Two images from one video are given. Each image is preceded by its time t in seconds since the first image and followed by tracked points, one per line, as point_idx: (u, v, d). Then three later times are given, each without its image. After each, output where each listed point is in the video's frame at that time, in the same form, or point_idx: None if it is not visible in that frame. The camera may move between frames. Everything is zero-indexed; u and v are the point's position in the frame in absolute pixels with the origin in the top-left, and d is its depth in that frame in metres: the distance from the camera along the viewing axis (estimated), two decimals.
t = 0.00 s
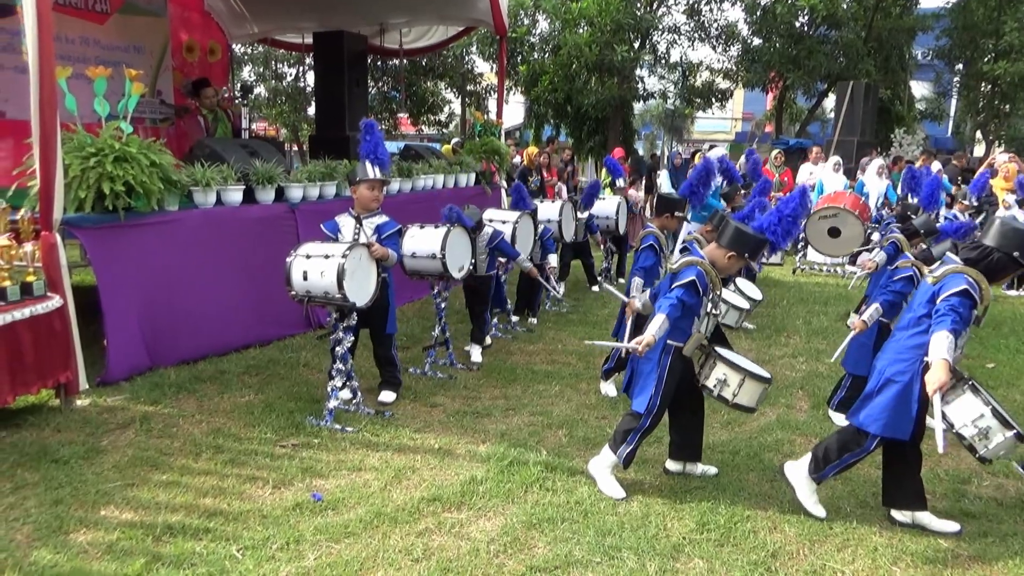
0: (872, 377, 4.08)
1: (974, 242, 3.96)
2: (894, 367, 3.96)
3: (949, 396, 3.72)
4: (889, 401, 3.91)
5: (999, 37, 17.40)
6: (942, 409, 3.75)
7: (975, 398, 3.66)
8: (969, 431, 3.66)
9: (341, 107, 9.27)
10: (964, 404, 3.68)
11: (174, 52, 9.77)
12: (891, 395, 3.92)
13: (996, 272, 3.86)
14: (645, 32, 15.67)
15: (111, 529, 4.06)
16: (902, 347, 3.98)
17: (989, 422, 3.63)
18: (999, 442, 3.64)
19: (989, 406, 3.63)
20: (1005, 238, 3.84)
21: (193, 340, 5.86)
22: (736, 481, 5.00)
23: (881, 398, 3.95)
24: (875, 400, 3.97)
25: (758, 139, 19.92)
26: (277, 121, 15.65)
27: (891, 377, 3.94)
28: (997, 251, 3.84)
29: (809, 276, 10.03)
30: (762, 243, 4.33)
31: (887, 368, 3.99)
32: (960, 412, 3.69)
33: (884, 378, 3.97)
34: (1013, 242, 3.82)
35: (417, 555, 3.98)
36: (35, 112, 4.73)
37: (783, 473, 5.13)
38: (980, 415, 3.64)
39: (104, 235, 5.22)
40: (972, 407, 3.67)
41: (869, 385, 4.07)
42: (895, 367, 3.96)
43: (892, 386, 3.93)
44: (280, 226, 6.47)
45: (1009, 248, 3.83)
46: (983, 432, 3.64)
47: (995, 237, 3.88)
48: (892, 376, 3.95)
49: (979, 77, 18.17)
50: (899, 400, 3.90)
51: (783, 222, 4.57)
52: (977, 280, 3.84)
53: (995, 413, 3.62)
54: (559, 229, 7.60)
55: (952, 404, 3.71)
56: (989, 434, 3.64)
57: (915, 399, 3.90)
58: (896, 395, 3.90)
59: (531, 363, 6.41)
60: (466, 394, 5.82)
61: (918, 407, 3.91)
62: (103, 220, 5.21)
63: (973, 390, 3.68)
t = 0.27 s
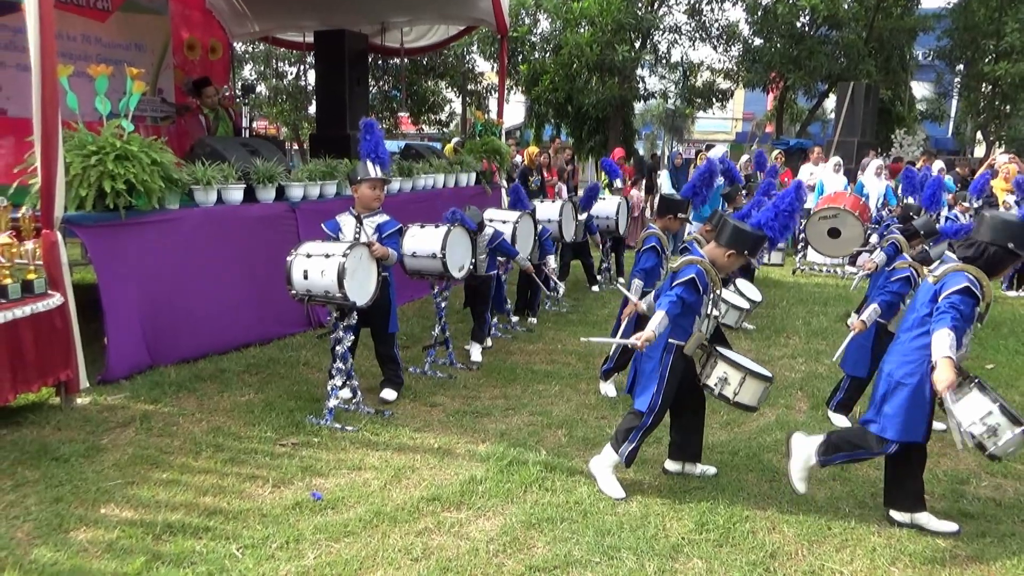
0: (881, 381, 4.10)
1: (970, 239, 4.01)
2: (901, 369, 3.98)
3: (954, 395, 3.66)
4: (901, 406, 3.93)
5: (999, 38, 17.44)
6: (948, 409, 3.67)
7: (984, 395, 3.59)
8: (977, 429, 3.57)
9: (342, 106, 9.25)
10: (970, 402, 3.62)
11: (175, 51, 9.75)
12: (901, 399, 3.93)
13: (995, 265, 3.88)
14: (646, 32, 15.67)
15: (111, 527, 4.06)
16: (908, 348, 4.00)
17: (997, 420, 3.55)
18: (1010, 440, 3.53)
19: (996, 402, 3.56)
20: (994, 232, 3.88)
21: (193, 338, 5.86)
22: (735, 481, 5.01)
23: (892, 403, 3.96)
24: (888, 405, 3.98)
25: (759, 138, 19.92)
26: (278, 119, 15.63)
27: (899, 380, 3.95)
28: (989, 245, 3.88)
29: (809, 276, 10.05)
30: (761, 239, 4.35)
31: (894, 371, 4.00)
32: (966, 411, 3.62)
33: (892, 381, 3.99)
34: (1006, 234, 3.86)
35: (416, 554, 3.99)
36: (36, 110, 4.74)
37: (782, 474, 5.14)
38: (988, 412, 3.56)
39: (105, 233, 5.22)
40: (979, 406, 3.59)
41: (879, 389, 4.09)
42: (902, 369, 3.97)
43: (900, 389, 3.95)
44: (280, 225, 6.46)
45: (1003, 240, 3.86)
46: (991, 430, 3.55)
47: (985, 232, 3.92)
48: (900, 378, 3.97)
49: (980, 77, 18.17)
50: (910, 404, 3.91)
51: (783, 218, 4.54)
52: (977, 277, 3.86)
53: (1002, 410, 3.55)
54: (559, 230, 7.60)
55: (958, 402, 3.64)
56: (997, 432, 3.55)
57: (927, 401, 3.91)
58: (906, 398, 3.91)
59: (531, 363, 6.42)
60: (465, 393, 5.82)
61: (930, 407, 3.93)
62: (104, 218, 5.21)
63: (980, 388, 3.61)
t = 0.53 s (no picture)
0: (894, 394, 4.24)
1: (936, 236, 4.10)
2: (909, 378, 4.11)
3: (965, 395, 4.08)
4: (923, 415, 4.05)
5: (996, 40, 17.46)
6: (966, 407, 4.09)
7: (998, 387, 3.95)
8: (996, 421, 3.96)
9: (338, 107, 9.22)
10: (984, 399, 4.00)
11: (170, 51, 9.74)
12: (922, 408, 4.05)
13: (970, 252, 3.97)
14: (642, 33, 15.67)
15: (105, 530, 4.04)
16: (907, 356, 4.14)
17: (1012, 407, 3.92)
18: None
19: (1007, 393, 3.92)
20: (951, 224, 3.96)
21: (189, 339, 5.85)
22: (732, 483, 5.00)
23: (913, 414, 4.09)
24: (911, 418, 4.10)
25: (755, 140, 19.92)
26: (273, 120, 15.58)
27: (912, 390, 4.09)
28: (953, 240, 3.96)
29: (806, 278, 10.05)
30: (762, 245, 4.31)
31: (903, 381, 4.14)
32: (983, 404, 4.01)
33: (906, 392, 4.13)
34: (966, 223, 3.92)
35: (412, 556, 3.97)
36: (31, 110, 4.71)
37: (779, 476, 5.13)
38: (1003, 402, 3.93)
39: (99, 235, 5.20)
40: (992, 398, 3.97)
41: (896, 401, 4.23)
42: (910, 377, 4.11)
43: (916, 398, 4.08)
44: (276, 226, 6.44)
45: (967, 228, 3.93)
46: (1009, 419, 3.92)
47: (942, 228, 4.01)
48: (911, 387, 4.10)
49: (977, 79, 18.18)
50: (933, 410, 4.04)
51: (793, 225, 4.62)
52: (958, 272, 3.97)
53: (1015, 398, 3.91)
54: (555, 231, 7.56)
55: (973, 398, 4.03)
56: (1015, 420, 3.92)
57: (946, 403, 4.05)
58: (927, 407, 4.03)
59: (528, 365, 6.39)
60: (462, 395, 5.80)
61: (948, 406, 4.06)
62: (99, 219, 5.19)
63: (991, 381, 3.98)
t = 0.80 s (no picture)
0: (908, 403, 4.03)
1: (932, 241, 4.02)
2: (928, 386, 3.92)
3: (987, 396, 3.97)
4: (944, 423, 3.84)
5: (1013, 30, 17.16)
6: (989, 409, 3.97)
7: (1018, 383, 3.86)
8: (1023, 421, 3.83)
9: (329, 102, 9.02)
10: (1006, 399, 3.89)
11: (155, 43, 9.59)
12: (943, 417, 3.84)
13: (974, 246, 3.86)
14: (646, 23, 15.44)
15: (88, 542, 3.84)
16: (925, 363, 3.94)
17: None
18: None
19: None
20: (948, 224, 3.85)
21: (175, 343, 5.64)
22: (740, 491, 4.75)
23: (933, 423, 3.87)
24: (930, 428, 3.89)
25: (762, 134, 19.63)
26: (262, 115, 15.27)
27: (932, 398, 3.89)
28: (953, 239, 3.86)
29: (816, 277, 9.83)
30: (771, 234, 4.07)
31: (920, 390, 3.94)
32: (1007, 405, 3.90)
33: (922, 401, 3.93)
34: (962, 218, 3.82)
35: (408, 569, 3.76)
36: (8, 103, 4.50)
37: (789, 484, 4.90)
38: None
39: (82, 234, 4.99)
40: (1016, 397, 3.87)
41: (910, 411, 4.02)
42: (928, 385, 3.91)
43: (937, 406, 3.87)
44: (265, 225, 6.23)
45: (963, 224, 3.83)
46: None
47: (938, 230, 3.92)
48: (930, 395, 3.91)
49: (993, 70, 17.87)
50: (955, 418, 3.83)
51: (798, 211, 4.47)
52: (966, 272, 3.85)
53: None
54: (556, 230, 7.36)
55: (997, 400, 3.92)
56: None
57: (967, 410, 3.86)
58: (950, 416, 3.83)
59: (527, 369, 6.18)
60: (459, 401, 5.59)
61: (970, 412, 3.88)
62: (81, 218, 4.98)
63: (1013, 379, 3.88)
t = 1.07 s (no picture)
0: (919, 409, 3.73)
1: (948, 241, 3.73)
2: (944, 392, 3.61)
3: (1006, 404, 3.63)
4: (959, 432, 3.56)
5: None
6: (1007, 417, 3.62)
7: None
8: None
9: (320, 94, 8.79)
10: None
11: (136, 32, 9.28)
12: (958, 425, 3.56)
13: (993, 244, 3.56)
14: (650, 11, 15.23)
15: (66, 556, 3.61)
16: (940, 369, 3.65)
17: None
18: None
19: None
20: (964, 223, 3.57)
21: (159, 346, 5.40)
22: (751, 502, 4.44)
23: (947, 432, 3.59)
24: (943, 436, 3.60)
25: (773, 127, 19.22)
26: (247, 107, 14.91)
27: (948, 406, 3.60)
28: (971, 238, 3.57)
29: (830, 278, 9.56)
30: (756, 200, 3.84)
31: (935, 396, 3.64)
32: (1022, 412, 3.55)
33: (936, 408, 3.63)
34: (979, 214, 3.54)
35: None
36: None
37: (803, 495, 4.55)
38: None
39: (60, 232, 4.77)
40: None
41: (921, 417, 3.72)
42: (944, 391, 3.62)
43: (952, 414, 3.59)
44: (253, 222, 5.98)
45: (981, 221, 3.54)
46: None
47: (953, 229, 3.63)
48: (944, 402, 3.61)
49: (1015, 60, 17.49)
50: (973, 427, 3.55)
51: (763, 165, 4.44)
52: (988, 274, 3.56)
53: None
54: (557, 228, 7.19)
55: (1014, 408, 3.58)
56: None
57: (984, 419, 3.59)
58: (966, 424, 3.54)
59: (527, 374, 5.92)
60: (455, 407, 5.33)
61: (988, 419, 3.60)
62: (59, 215, 4.76)
63: None
